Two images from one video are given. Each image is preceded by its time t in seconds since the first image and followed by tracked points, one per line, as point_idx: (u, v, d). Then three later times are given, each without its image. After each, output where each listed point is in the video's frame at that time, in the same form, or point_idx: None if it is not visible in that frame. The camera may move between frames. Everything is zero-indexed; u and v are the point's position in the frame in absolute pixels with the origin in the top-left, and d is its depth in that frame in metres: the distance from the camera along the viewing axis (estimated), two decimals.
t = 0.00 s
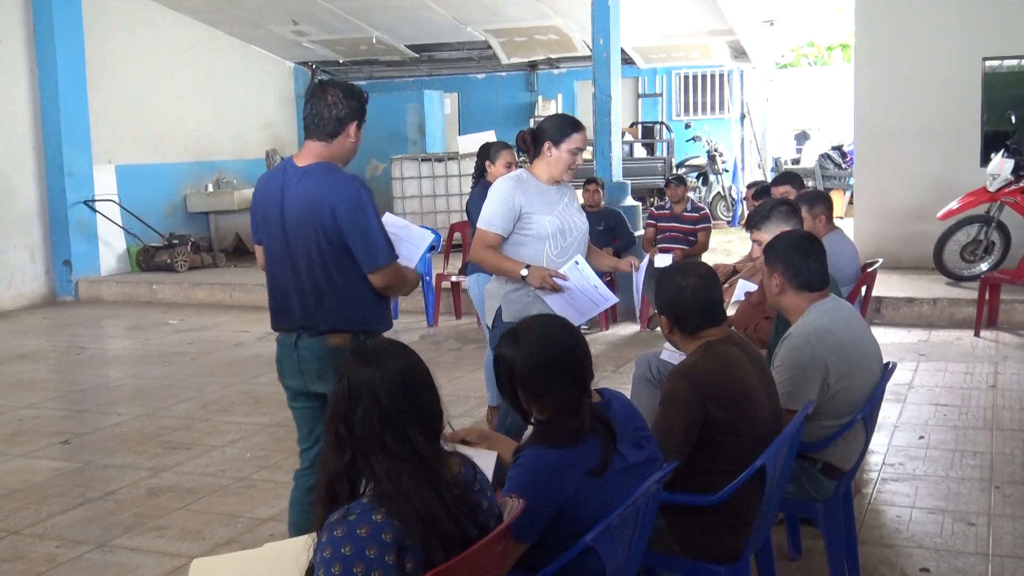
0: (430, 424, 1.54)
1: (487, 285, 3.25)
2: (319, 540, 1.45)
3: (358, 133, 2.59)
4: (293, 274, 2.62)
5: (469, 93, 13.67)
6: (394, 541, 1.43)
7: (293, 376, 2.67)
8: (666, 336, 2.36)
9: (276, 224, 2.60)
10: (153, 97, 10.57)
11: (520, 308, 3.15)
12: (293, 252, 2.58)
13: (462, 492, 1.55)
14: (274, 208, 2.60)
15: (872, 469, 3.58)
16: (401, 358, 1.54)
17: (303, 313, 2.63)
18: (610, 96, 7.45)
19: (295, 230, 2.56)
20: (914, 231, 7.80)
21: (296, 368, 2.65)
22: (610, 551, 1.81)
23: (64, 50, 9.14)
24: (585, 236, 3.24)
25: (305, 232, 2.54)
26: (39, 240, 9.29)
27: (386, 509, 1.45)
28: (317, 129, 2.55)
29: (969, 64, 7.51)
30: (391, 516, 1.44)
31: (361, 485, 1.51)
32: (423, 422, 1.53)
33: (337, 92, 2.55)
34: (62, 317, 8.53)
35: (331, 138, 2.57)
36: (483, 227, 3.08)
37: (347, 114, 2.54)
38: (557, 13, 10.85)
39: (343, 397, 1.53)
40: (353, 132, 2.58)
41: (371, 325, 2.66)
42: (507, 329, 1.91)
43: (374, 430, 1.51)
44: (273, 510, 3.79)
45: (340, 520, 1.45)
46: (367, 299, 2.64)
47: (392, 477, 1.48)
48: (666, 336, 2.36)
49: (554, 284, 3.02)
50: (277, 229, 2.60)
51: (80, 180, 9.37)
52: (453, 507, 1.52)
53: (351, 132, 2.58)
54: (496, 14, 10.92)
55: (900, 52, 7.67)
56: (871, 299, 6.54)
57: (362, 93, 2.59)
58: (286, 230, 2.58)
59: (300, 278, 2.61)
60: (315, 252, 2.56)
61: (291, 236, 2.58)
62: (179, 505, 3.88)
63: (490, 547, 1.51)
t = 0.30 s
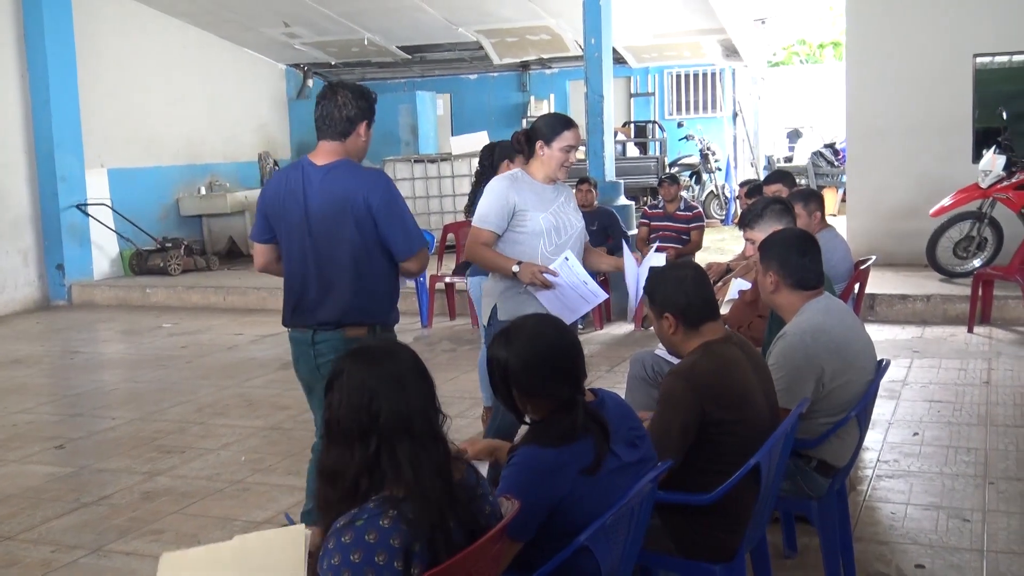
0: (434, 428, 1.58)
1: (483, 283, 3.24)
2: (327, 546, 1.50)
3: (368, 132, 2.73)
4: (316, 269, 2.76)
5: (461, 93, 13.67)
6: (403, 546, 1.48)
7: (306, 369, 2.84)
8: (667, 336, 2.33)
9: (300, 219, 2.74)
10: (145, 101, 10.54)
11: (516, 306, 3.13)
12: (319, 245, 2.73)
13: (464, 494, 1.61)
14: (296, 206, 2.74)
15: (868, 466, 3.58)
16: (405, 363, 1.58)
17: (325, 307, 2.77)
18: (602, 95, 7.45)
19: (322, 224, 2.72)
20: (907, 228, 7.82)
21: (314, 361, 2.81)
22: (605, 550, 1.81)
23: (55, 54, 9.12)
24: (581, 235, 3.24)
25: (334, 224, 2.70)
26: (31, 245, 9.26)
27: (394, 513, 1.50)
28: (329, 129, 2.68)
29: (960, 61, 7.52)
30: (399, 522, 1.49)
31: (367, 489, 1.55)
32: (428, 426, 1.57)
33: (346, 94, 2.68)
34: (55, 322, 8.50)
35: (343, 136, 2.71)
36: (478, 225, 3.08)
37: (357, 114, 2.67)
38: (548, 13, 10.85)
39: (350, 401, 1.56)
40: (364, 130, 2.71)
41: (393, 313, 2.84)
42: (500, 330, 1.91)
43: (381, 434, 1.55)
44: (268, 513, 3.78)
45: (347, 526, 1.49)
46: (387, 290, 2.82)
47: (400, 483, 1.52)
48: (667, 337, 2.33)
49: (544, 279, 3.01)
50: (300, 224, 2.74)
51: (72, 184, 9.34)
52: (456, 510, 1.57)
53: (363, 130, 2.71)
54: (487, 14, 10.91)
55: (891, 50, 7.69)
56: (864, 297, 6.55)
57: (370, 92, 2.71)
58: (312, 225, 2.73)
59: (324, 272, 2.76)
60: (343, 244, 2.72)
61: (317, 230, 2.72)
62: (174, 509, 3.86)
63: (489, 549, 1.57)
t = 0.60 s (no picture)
0: (426, 430, 1.58)
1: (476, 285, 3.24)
2: (320, 550, 1.49)
3: (357, 147, 2.86)
4: (315, 274, 2.86)
5: (455, 94, 13.67)
6: (396, 550, 1.48)
7: (303, 369, 2.94)
8: (661, 338, 2.34)
9: (301, 226, 2.83)
10: (139, 102, 10.52)
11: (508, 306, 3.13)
12: (320, 250, 2.83)
13: (457, 497, 1.60)
14: (296, 213, 2.83)
15: (861, 468, 3.58)
16: (396, 364, 1.58)
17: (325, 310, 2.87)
18: (597, 97, 7.45)
19: (324, 229, 2.82)
20: (900, 229, 7.83)
21: (312, 363, 2.90)
22: (599, 552, 1.80)
23: (49, 56, 9.10)
24: (573, 237, 3.23)
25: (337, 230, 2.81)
26: (25, 246, 9.24)
27: (388, 517, 1.50)
28: (320, 145, 2.81)
29: (953, 62, 7.54)
30: (393, 525, 1.49)
31: (358, 492, 1.55)
32: (419, 428, 1.57)
33: (334, 113, 2.81)
34: (49, 323, 8.48)
35: (334, 151, 2.83)
36: (469, 225, 3.10)
37: (346, 131, 2.79)
38: (542, 15, 10.87)
39: (341, 403, 1.56)
40: (353, 147, 2.84)
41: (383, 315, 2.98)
42: (494, 332, 1.91)
43: (372, 437, 1.55)
44: (262, 515, 3.77)
45: (341, 530, 1.49)
46: (382, 292, 2.95)
47: (393, 485, 1.52)
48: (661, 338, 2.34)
49: (533, 278, 3.02)
50: (298, 231, 2.84)
51: (66, 185, 9.33)
52: (449, 512, 1.56)
53: (351, 146, 2.84)
54: (482, 15, 10.91)
55: (884, 51, 7.70)
56: (858, 298, 6.56)
57: (358, 112, 2.85)
58: (313, 231, 2.83)
59: (324, 276, 2.86)
60: (345, 249, 2.84)
61: (319, 235, 2.82)
62: (168, 511, 3.85)
63: (484, 550, 1.57)
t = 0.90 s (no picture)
0: (422, 430, 1.57)
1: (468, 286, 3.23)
2: (317, 550, 1.49)
3: (352, 137, 3.06)
4: (308, 257, 3.05)
5: (450, 94, 13.64)
6: (393, 551, 1.48)
7: (303, 349, 3.12)
8: (656, 338, 2.33)
9: (295, 212, 3.03)
10: (133, 101, 10.50)
11: (497, 307, 3.12)
12: (313, 234, 3.02)
13: (454, 498, 1.59)
14: (291, 200, 3.04)
15: (856, 467, 3.58)
16: (389, 364, 1.58)
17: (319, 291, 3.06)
18: (591, 96, 7.45)
19: (315, 215, 3.01)
20: (894, 229, 7.84)
21: (311, 340, 3.09)
22: (594, 553, 1.80)
23: (42, 55, 9.06)
24: (566, 238, 3.22)
25: (327, 215, 3.00)
26: (19, 246, 9.21)
27: (384, 517, 1.49)
28: (316, 135, 3.02)
29: (947, 61, 7.55)
30: (390, 526, 1.48)
31: (355, 493, 1.55)
32: (416, 428, 1.56)
33: (333, 106, 3.02)
34: (42, 323, 8.44)
35: (329, 141, 3.04)
36: (461, 224, 3.10)
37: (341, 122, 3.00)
38: (537, 14, 10.86)
39: (337, 406, 1.55)
40: (348, 136, 3.05)
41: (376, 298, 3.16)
42: (488, 332, 1.91)
43: (368, 439, 1.54)
44: (257, 515, 3.76)
45: (338, 530, 1.48)
46: (371, 275, 3.13)
47: (390, 486, 1.52)
48: (656, 338, 2.33)
49: (520, 280, 3.01)
50: (292, 217, 3.04)
51: (60, 185, 9.30)
52: (446, 512, 1.56)
53: (346, 136, 3.05)
54: (476, 15, 10.90)
55: (879, 51, 7.71)
56: (852, 297, 6.56)
57: (356, 106, 3.06)
58: (305, 217, 3.02)
59: (316, 258, 3.04)
60: (337, 233, 3.03)
61: (311, 220, 3.02)
62: (162, 511, 3.84)
63: (479, 551, 1.56)
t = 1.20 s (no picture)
0: (418, 430, 1.57)
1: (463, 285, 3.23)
2: (311, 552, 1.48)
3: (382, 146, 3.07)
4: (329, 259, 3.14)
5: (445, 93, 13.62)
6: (389, 553, 1.47)
7: (326, 342, 3.21)
8: (650, 339, 2.33)
9: (319, 215, 3.11)
10: (127, 100, 10.47)
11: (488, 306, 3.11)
12: (334, 238, 3.10)
13: (450, 498, 1.59)
14: (316, 204, 3.11)
15: (851, 467, 3.59)
16: (385, 366, 1.57)
17: (341, 291, 3.15)
18: (586, 95, 7.44)
19: (338, 220, 3.08)
20: (889, 228, 7.85)
21: (333, 336, 3.18)
22: (590, 554, 1.80)
23: (37, 54, 9.05)
24: (560, 241, 3.20)
25: (348, 222, 3.07)
26: (13, 246, 9.19)
27: (381, 519, 1.49)
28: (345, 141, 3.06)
29: (942, 61, 7.56)
30: (386, 528, 1.48)
31: (352, 494, 1.54)
32: (413, 427, 1.56)
33: (365, 113, 3.05)
34: (37, 322, 8.41)
35: (358, 147, 3.07)
36: (454, 222, 3.10)
37: (370, 129, 3.03)
38: (532, 13, 10.86)
39: (333, 408, 1.54)
40: (377, 144, 3.07)
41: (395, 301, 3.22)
42: (484, 332, 1.90)
43: (366, 440, 1.53)
44: (252, 515, 3.76)
45: (334, 532, 1.48)
46: (389, 282, 3.19)
47: (388, 487, 1.51)
48: (651, 340, 2.33)
49: (509, 282, 3.00)
50: (317, 220, 3.12)
51: (54, 184, 9.28)
52: (443, 512, 1.56)
53: (375, 144, 3.06)
54: (472, 14, 10.89)
55: (874, 50, 7.72)
56: (848, 296, 6.56)
57: (387, 113, 3.08)
58: (328, 221, 3.10)
59: (338, 260, 3.12)
60: (355, 240, 3.09)
61: (333, 224, 3.09)
62: (157, 511, 3.84)
63: (475, 552, 1.56)
